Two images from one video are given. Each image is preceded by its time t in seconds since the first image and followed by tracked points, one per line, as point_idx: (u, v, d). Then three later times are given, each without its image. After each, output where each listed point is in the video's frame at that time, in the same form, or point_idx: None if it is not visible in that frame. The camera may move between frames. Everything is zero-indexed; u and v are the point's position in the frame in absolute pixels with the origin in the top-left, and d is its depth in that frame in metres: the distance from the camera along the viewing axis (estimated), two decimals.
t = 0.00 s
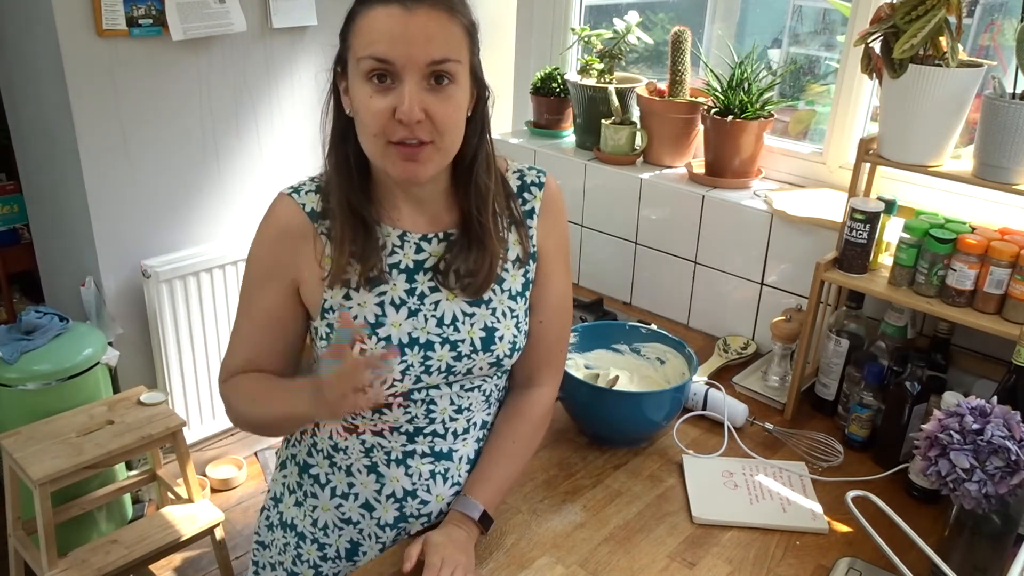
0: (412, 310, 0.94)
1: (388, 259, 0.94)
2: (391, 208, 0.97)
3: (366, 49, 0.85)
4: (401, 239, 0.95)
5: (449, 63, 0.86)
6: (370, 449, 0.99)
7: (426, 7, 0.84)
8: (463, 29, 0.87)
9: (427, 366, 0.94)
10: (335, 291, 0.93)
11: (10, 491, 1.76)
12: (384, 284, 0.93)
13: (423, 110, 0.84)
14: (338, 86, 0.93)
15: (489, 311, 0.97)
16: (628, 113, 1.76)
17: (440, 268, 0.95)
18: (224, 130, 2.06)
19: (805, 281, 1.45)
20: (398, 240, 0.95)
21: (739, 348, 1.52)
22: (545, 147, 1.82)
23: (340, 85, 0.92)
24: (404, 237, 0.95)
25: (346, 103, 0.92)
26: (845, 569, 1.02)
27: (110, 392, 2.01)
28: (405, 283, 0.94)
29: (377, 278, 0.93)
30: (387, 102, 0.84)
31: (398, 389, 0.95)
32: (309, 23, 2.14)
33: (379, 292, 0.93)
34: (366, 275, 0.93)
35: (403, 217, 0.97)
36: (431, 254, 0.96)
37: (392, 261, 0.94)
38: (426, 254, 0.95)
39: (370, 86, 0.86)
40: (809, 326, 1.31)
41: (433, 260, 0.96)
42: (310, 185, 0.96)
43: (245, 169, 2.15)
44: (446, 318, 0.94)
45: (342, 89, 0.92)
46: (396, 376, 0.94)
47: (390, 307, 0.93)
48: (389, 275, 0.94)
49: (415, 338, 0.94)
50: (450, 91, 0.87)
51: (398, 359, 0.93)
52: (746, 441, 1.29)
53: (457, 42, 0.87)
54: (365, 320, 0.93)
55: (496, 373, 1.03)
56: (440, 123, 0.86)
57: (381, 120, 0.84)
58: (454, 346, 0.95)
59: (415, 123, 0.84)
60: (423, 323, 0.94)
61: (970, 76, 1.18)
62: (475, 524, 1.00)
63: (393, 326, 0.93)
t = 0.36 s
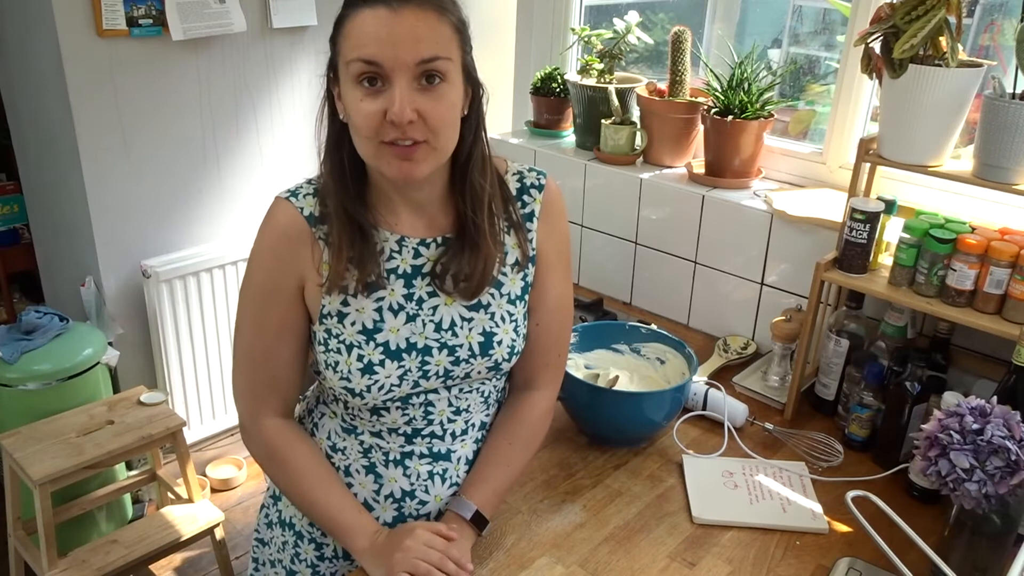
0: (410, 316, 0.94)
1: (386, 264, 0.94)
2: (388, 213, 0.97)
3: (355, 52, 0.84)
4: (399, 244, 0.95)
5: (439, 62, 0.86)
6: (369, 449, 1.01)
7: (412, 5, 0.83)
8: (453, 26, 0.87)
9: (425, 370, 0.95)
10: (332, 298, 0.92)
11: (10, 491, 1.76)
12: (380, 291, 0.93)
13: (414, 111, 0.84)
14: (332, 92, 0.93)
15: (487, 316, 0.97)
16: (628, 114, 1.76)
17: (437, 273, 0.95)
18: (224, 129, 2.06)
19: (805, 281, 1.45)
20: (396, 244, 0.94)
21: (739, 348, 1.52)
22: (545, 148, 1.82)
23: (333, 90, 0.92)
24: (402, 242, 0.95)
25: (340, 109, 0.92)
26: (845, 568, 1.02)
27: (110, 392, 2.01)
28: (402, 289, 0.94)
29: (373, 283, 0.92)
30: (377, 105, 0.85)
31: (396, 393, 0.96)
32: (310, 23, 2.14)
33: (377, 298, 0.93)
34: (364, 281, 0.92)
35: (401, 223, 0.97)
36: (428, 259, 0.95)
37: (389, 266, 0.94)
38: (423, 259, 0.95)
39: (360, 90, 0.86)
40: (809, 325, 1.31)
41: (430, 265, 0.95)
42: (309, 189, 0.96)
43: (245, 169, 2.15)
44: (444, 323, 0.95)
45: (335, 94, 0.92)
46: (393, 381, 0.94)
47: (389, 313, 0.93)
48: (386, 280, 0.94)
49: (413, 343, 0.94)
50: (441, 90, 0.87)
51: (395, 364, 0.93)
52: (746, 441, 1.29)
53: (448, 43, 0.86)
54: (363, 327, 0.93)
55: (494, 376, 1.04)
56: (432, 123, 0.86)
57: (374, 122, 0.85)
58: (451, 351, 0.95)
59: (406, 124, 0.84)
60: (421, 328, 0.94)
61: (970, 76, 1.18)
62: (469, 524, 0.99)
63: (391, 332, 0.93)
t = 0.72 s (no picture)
0: (415, 317, 0.94)
1: (390, 267, 0.94)
2: (392, 217, 0.97)
3: (347, 79, 0.84)
4: (403, 247, 0.95)
5: (434, 83, 0.85)
6: (372, 451, 1.01)
7: (402, 28, 0.82)
8: (448, 41, 0.86)
9: (429, 372, 0.95)
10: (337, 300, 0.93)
11: (10, 491, 1.76)
12: (385, 292, 0.93)
13: (414, 136, 0.85)
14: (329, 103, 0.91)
15: (491, 317, 0.97)
16: (628, 114, 1.76)
17: (441, 274, 0.95)
18: (224, 129, 2.06)
19: (805, 281, 1.45)
20: (400, 246, 0.95)
21: (739, 348, 1.52)
22: (545, 148, 1.82)
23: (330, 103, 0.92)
24: (405, 245, 0.95)
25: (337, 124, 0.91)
26: (845, 569, 1.02)
27: (111, 392, 2.01)
28: (407, 290, 0.94)
29: (379, 286, 0.92)
30: (376, 132, 0.85)
31: (401, 395, 0.96)
32: (309, 23, 2.14)
33: (382, 299, 0.93)
34: (370, 285, 0.92)
35: (404, 225, 0.97)
36: (432, 261, 0.96)
37: (394, 268, 0.94)
38: (427, 261, 0.95)
39: (356, 116, 0.85)
40: (809, 325, 1.31)
41: (434, 266, 0.96)
42: (311, 191, 0.96)
43: (245, 169, 2.15)
44: (448, 324, 0.95)
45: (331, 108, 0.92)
46: (398, 383, 0.94)
47: (393, 315, 0.93)
48: (391, 283, 0.94)
49: (417, 345, 0.94)
50: (439, 110, 0.86)
51: (400, 366, 0.94)
52: (746, 441, 1.29)
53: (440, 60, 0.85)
54: (367, 328, 0.93)
55: (497, 376, 1.04)
56: (434, 144, 0.86)
57: (374, 148, 0.85)
58: (456, 353, 0.95)
59: (408, 150, 0.85)
60: (425, 329, 0.94)
61: (970, 77, 1.18)
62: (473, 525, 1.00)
63: (396, 334, 0.93)
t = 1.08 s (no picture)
0: (413, 318, 0.94)
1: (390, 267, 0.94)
2: (391, 218, 0.97)
3: (361, 84, 0.83)
4: (402, 247, 0.95)
5: (447, 89, 0.85)
6: (372, 451, 1.01)
7: (406, 26, 0.82)
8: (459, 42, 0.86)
9: (428, 373, 0.95)
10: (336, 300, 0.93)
11: (10, 491, 1.76)
12: (384, 293, 0.93)
13: (426, 139, 0.85)
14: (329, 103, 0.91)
15: (490, 318, 0.97)
16: (628, 114, 1.76)
17: (440, 275, 0.95)
18: (223, 129, 2.06)
19: (805, 281, 1.45)
20: (399, 247, 0.95)
21: (739, 348, 1.52)
22: (545, 148, 1.82)
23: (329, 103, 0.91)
24: (404, 245, 0.95)
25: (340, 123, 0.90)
26: (845, 569, 1.02)
27: (111, 392, 2.01)
28: (405, 291, 0.94)
29: (378, 286, 0.92)
30: (388, 133, 0.84)
31: (400, 395, 0.96)
32: (310, 23, 2.14)
33: (380, 300, 0.93)
34: (368, 284, 0.92)
35: (403, 226, 0.97)
36: (431, 262, 0.96)
37: (393, 269, 0.94)
38: (426, 262, 0.95)
39: (368, 118, 0.84)
40: (809, 325, 1.31)
41: (433, 267, 0.96)
42: (310, 192, 0.96)
43: (245, 168, 2.15)
44: (447, 325, 0.95)
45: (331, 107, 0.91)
46: (397, 384, 0.94)
47: (392, 315, 0.93)
48: (390, 284, 0.94)
49: (416, 346, 0.94)
50: (450, 113, 0.87)
51: (399, 366, 0.94)
52: (746, 441, 1.29)
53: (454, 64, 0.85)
54: (366, 329, 0.93)
55: (497, 376, 1.04)
56: (443, 147, 0.87)
57: (385, 149, 0.85)
58: (455, 353, 0.95)
59: (419, 153, 0.85)
60: (424, 330, 0.94)
61: (970, 77, 1.18)
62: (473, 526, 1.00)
63: (395, 334, 0.93)
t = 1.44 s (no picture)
0: (405, 313, 0.94)
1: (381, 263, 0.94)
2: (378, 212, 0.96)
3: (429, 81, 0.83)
4: (391, 242, 0.95)
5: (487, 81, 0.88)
6: (372, 452, 1.01)
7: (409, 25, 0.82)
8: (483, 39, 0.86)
9: (423, 368, 0.95)
10: (327, 297, 0.93)
11: (10, 491, 1.76)
12: (377, 291, 0.93)
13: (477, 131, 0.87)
14: (336, 100, 0.89)
15: (482, 311, 0.97)
16: (628, 114, 1.76)
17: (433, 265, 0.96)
18: (223, 129, 2.06)
19: (805, 281, 1.45)
20: (388, 242, 0.95)
21: (739, 348, 1.52)
22: (545, 148, 1.82)
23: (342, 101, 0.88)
24: (393, 240, 0.95)
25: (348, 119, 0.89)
26: (844, 569, 1.02)
27: (111, 392, 2.02)
28: (397, 286, 0.94)
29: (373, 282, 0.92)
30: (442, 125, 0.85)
31: (396, 391, 0.96)
32: (310, 23, 2.14)
33: (372, 298, 0.93)
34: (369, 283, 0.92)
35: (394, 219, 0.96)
36: (421, 256, 0.96)
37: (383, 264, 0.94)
38: (416, 257, 0.96)
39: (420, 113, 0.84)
40: (809, 325, 1.31)
41: (423, 261, 0.96)
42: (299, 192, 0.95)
43: (245, 167, 2.15)
44: (440, 319, 0.95)
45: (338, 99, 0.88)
46: (392, 379, 0.94)
47: (384, 310, 0.93)
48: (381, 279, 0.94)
49: (410, 340, 0.94)
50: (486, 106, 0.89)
51: (394, 361, 0.94)
52: (746, 441, 1.29)
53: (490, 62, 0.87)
54: (359, 325, 0.93)
55: (493, 372, 1.04)
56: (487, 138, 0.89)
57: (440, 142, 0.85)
58: (449, 348, 0.95)
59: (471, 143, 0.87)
60: (417, 325, 0.94)
61: (970, 77, 1.18)
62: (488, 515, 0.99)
63: (388, 329, 0.93)
